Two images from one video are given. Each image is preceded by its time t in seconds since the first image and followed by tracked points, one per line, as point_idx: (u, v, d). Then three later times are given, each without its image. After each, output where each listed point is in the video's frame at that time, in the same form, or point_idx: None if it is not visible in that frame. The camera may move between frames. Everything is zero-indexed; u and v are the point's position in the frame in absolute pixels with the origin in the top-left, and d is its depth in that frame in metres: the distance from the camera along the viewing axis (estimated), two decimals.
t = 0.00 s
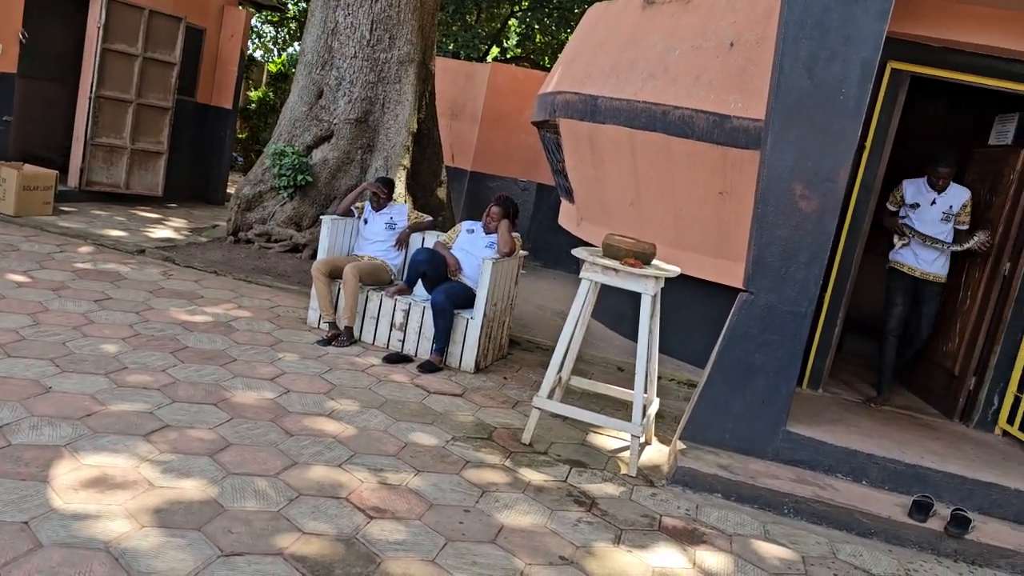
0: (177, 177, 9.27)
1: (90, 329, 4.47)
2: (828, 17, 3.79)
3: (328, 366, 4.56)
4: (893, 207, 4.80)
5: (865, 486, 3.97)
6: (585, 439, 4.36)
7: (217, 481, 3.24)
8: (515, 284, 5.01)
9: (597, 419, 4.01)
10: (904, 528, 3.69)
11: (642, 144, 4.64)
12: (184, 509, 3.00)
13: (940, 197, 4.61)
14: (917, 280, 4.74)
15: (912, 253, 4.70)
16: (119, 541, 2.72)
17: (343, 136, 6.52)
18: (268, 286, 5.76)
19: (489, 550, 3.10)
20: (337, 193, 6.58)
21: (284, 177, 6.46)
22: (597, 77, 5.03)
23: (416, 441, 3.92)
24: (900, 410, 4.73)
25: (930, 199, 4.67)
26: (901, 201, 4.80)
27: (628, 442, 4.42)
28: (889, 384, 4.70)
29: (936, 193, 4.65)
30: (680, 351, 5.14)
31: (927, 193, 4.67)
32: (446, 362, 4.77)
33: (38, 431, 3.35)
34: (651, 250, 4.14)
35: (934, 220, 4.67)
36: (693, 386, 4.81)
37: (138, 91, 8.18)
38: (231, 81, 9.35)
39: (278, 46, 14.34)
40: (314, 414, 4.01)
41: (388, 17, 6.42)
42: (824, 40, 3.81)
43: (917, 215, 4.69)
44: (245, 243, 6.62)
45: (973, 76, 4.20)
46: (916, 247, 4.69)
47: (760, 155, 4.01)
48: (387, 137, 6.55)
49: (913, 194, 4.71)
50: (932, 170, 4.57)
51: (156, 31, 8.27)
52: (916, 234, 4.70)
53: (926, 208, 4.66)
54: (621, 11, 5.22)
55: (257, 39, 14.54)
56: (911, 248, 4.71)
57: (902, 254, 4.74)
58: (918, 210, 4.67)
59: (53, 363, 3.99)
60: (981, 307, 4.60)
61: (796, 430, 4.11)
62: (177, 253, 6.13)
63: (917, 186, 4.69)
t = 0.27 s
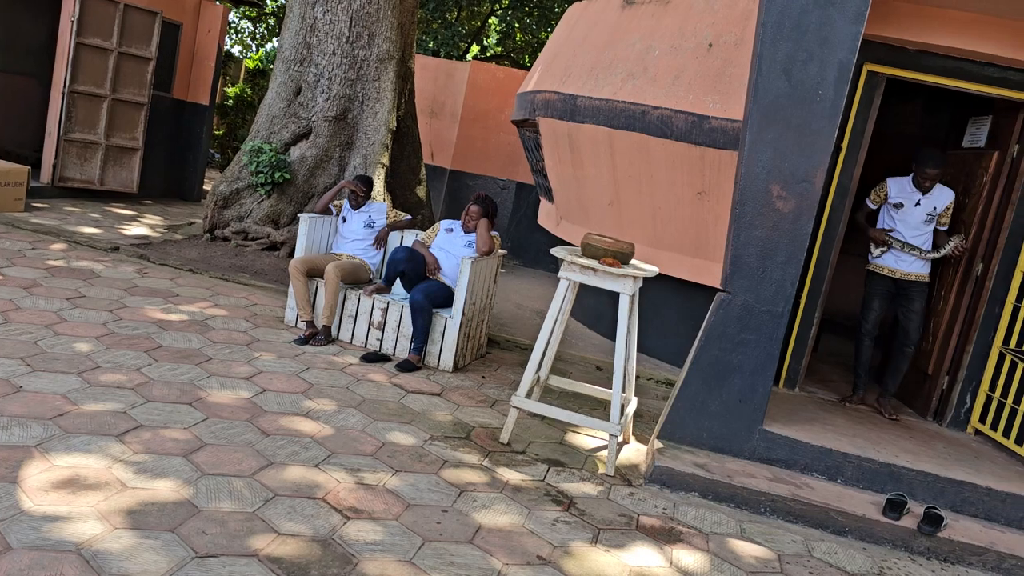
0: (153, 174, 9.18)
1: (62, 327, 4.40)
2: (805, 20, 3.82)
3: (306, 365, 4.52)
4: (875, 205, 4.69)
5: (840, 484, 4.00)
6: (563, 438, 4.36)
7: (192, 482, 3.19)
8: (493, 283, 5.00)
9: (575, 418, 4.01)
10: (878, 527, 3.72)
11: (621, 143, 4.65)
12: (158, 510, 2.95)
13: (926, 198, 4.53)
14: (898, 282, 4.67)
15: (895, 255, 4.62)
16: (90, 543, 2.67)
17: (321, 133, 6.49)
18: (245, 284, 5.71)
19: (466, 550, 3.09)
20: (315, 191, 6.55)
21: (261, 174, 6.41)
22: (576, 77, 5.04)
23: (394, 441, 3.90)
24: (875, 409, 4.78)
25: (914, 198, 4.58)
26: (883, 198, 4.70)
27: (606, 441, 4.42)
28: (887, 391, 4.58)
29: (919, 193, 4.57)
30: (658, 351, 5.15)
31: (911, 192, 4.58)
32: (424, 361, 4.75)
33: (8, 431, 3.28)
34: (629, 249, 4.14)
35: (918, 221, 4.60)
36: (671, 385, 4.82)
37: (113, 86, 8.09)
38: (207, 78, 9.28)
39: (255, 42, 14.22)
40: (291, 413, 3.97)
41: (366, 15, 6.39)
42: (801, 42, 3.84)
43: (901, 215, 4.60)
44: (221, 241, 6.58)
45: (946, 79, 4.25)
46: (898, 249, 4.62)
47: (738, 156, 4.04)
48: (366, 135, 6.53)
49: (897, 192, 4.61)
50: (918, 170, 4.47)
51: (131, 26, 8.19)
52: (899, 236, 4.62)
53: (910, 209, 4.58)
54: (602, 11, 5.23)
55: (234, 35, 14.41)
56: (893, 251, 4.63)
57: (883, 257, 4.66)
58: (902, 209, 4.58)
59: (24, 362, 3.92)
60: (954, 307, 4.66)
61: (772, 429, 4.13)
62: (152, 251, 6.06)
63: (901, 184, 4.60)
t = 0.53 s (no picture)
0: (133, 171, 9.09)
1: (39, 326, 4.34)
2: (787, 23, 3.84)
3: (287, 365, 4.49)
4: (870, 210, 4.50)
5: (820, 484, 4.03)
6: (545, 439, 4.36)
7: (171, 482, 3.16)
8: (477, 283, 5.00)
9: (557, 419, 4.01)
10: (858, 526, 3.74)
11: (605, 144, 4.66)
12: (136, 511, 2.92)
13: (925, 208, 4.35)
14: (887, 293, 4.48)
15: (885, 265, 4.42)
16: (67, 544, 2.63)
17: (304, 131, 6.46)
18: (226, 283, 5.67)
19: (448, 550, 3.08)
20: (298, 189, 6.51)
21: (242, 172, 6.36)
22: (560, 77, 5.05)
23: (376, 441, 3.88)
24: (854, 410, 4.82)
25: (912, 208, 4.40)
26: (879, 205, 4.51)
27: (588, 441, 4.42)
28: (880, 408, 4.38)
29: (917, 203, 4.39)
30: (641, 351, 5.16)
31: (909, 201, 4.39)
32: (407, 361, 4.74)
33: None
34: (613, 250, 4.13)
35: (913, 232, 4.41)
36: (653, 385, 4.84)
37: (92, 82, 8.02)
38: (189, 75, 9.22)
39: (238, 39, 14.12)
40: (272, 413, 3.94)
41: (350, 13, 6.37)
42: (783, 45, 3.86)
43: (897, 223, 4.41)
44: (202, 239, 6.53)
45: (927, 82, 4.30)
46: (889, 259, 4.42)
47: (721, 157, 4.05)
48: (349, 133, 6.51)
49: (894, 199, 4.42)
50: (921, 178, 4.29)
51: (111, 22, 8.12)
52: (892, 245, 4.42)
53: (908, 218, 4.39)
54: (586, 11, 5.25)
55: (216, 31, 14.30)
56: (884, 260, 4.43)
57: (872, 266, 4.46)
58: (899, 218, 4.39)
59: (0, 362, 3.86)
60: (933, 309, 4.70)
61: (753, 429, 4.15)
62: (131, 249, 6.00)
63: (900, 191, 4.41)
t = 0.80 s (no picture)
0: (118, 168, 9.02)
1: (23, 323, 4.29)
2: (775, 26, 3.86)
3: (274, 363, 4.48)
4: (878, 208, 4.42)
5: (805, 484, 4.05)
6: (532, 438, 4.36)
7: (156, 481, 3.14)
8: (465, 282, 4.99)
9: (545, 418, 4.01)
10: (843, 526, 3.77)
11: (594, 144, 4.67)
12: (121, 510, 2.90)
13: (933, 211, 4.23)
14: (890, 295, 4.34)
15: (886, 267, 4.31)
16: (51, 544, 2.61)
17: (292, 129, 6.43)
18: (213, 281, 5.64)
19: (434, 550, 3.07)
20: (286, 187, 6.48)
21: (230, 170, 6.32)
22: (549, 77, 5.05)
23: (363, 440, 3.87)
24: (840, 410, 4.85)
25: (921, 210, 4.28)
26: (888, 205, 4.42)
27: (575, 441, 4.43)
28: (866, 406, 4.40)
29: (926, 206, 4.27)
30: (628, 351, 5.17)
31: (918, 202, 4.29)
32: (394, 360, 4.73)
33: None
34: (601, 250, 4.14)
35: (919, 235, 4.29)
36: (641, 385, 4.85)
37: (78, 77, 7.96)
38: (176, 71, 9.18)
39: (225, 36, 14.04)
40: (259, 412, 3.92)
41: (339, 10, 6.35)
42: (771, 47, 3.88)
43: (902, 224, 4.31)
44: (189, 236, 6.49)
45: (914, 86, 4.33)
46: (891, 261, 4.31)
47: (708, 159, 4.07)
48: (337, 132, 6.49)
49: (903, 199, 4.33)
50: (933, 180, 4.16)
51: (98, 17, 8.07)
52: (895, 246, 4.32)
53: (914, 219, 4.28)
54: (575, 12, 5.25)
55: (204, 28, 14.21)
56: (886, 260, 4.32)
57: (875, 268, 4.35)
58: (905, 218, 4.29)
59: None
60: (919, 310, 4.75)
61: (739, 429, 4.17)
62: (117, 246, 5.96)
63: (910, 192, 4.31)
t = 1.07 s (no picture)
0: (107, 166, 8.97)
1: (10, 320, 4.26)
2: (766, 28, 3.87)
3: (263, 362, 4.46)
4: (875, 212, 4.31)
5: (793, 485, 4.06)
6: (522, 438, 4.36)
7: (144, 480, 3.12)
8: (455, 282, 4.99)
9: (534, 418, 4.01)
10: (831, 526, 3.78)
11: (585, 144, 4.67)
12: (108, 508, 2.88)
13: (931, 214, 4.14)
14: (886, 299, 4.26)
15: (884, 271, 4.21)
16: (37, 543, 2.59)
17: (282, 127, 6.41)
18: (202, 279, 5.61)
19: (424, 549, 3.07)
20: (276, 185, 6.46)
21: (219, 167, 6.29)
22: (541, 76, 5.05)
23: (352, 439, 3.86)
24: (828, 411, 4.88)
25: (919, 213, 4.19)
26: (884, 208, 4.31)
27: (565, 441, 4.43)
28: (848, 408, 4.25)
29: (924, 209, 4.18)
30: (618, 351, 5.18)
31: (916, 205, 4.19)
32: (384, 359, 4.72)
33: None
34: (591, 250, 4.14)
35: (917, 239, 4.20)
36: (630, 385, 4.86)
37: (66, 73, 7.93)
38: (165, 68, 9.13)
39: (215, 33, 13.97)
40: (247, 410, 3.91)
41: (330, 8, 6.33)
42: (762, 49, 3.89)
43: (900, 228, 4.20)
44: (177, 234, 6.46)
45: (903, 89, 4.35)
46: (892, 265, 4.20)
47: (699, 159, 4.08)
48: (328, 130, 6.46)
49: (900, 202, 4.23)
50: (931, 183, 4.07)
51: (87, 13, 8.04)
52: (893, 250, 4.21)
53: (912, 223, 4.18)
54: (567, 12, 5.26)
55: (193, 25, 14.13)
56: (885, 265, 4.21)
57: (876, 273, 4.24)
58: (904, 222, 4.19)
59: None
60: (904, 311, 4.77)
61: (728, 429, 4.19)
62: (105, 243, 5.92)
63: (907, 195, 4.21)
